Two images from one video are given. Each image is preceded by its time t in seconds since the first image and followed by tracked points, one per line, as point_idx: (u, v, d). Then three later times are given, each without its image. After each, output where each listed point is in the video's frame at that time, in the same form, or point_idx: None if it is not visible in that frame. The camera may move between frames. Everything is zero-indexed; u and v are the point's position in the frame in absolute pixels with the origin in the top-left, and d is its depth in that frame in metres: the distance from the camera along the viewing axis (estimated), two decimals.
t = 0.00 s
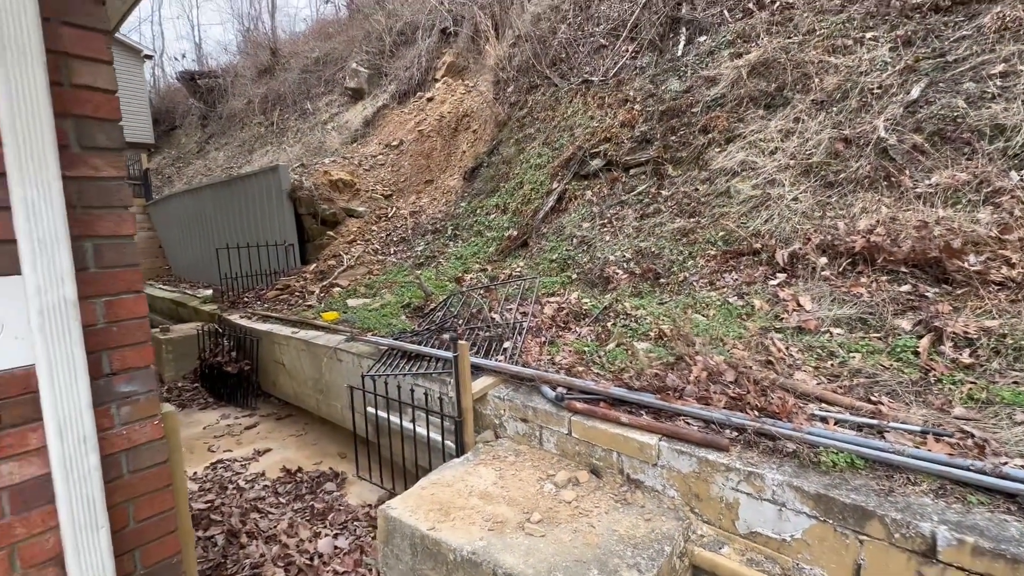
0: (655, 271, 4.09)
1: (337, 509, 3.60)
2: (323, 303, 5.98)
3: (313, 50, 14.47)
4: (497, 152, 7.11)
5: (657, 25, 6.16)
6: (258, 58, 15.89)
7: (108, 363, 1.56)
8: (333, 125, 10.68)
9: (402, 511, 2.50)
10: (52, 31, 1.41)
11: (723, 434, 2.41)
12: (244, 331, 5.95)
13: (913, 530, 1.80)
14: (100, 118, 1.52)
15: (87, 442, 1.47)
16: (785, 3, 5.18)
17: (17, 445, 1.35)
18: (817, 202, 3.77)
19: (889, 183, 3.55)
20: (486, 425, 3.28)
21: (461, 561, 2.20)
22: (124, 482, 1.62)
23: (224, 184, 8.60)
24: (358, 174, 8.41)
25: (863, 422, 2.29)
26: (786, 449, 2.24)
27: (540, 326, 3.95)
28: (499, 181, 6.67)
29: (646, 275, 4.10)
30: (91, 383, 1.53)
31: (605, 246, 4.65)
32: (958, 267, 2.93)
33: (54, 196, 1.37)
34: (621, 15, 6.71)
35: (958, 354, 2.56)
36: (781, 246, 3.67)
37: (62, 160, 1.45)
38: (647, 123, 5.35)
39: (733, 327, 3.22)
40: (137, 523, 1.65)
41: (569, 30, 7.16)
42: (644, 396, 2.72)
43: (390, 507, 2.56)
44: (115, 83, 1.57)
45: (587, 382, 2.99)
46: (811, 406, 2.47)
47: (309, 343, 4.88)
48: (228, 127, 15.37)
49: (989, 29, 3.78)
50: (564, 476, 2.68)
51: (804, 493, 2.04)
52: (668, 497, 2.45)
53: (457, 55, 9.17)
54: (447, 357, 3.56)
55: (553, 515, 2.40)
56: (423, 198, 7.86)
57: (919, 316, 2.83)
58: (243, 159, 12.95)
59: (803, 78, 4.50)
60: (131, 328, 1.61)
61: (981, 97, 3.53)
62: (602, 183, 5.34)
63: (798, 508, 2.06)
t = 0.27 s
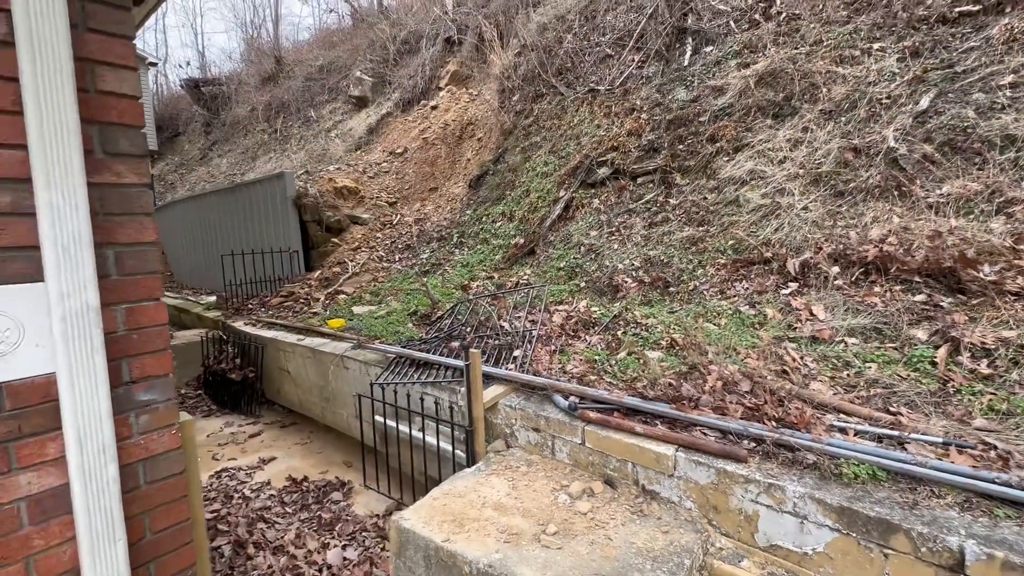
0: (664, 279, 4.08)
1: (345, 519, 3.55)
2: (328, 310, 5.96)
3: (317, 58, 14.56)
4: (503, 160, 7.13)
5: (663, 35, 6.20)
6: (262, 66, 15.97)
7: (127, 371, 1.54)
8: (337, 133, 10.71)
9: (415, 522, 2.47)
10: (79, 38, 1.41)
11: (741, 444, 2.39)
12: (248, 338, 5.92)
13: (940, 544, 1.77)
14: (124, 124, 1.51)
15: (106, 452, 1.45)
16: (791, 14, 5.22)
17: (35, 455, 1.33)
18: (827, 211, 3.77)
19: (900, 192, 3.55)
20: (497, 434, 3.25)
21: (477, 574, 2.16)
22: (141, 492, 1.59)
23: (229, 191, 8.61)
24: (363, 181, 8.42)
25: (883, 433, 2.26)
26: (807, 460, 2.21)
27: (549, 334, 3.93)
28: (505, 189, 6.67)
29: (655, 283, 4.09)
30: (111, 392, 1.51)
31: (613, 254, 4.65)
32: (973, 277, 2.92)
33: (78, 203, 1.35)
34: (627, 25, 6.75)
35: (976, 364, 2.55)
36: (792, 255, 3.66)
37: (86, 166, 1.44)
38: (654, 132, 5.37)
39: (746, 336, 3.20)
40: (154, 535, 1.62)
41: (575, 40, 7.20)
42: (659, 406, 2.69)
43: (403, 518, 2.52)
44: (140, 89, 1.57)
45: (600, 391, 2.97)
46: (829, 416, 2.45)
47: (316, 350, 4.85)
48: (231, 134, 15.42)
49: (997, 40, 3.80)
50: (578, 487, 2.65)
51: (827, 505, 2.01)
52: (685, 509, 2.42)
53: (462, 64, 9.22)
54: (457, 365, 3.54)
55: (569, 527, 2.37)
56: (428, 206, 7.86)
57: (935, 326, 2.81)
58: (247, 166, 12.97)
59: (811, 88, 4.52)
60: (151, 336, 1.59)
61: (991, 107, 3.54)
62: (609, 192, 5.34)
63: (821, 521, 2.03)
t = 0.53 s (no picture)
0: (669, 288, 4.07)
1: (347, 530, 3.50)
2: (329, 317, 5.92)
3: (318, 65, 14.61)
4: (505, 168, 7.14)
5: (665, 45, 6.24)
6: (262, 73, 16.01)
7: (135, 380, 1.51)
8: (338, 140, 10.72)
9: (422, 534, 2.43)
10: (93, 42, 1.40)
11: (752, 454, 2.36)
12: (248, 345, 5.87)
13: (959, 557, 1.75)
14: (136, 128, 1.50)
15: (111, 463, 1.41)
16: (792, 25, 5.26)
17: (40, 466, 1.29)
18: (832, 220, 3.77)
19: (905, 202, 3.56)
20: (502, 444, 3.22)
21: None
22: (147, 504, 1.55)
23: (229, 197, 8.58)
24: (364, 188, 8.41)
25: (896, 444, 2.25)
26: (819, 471, 2.19)
27: (554, 342, 3.91)
28: (507, 196, 6.68)
29: (660, 291, 4.08)
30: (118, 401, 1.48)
31: (616, 262, 4.64)
32: (980, 286, 2.92)
33: (89, 208, 1.33)
34: (628, 35, 6.80)
35: (986, 374, 2.54)
36: (797, 263, 3.66)
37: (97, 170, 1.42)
38: (656, 140, 5.39)
39: (753, 345, 3.19)
40: (158, 548, 1.58)
41: (577, 49, 7.25)
42: (667, 415, 2.67)
43: (409, 529, 2.48)
44: (152, 93, 1.55)
45: (607, 400, 2.94)
46: (840, 426, 2.43)
47: (317, 358, 4.81)
48: (231, 140, 15.42)
49: (998, 52, 3.84)
50: (586, 498, 2.62)
51: (841, 517, 1.98)
52: (696, 520, 2.39)
53: (463, 72, 9.26)
54: (462, 374, 3.51)
55: (578, 539, 2.33)
56: (428, 213, 7.86)
57: (943, 336, 2.81)
58: (246, 172, 12.96)
59: (813, 98, 4.55)
60: (159, 344, 1.57)
61: (994, 118, 3.56)
62: (611, 200, 5.35)
63: (835, 533, 2.00)
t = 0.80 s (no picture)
0: (668, 295, 4.07)
1: (343, 539, 3.47)
2: (326, 323, 5.89)
3: (317, 72, 14.66)
4: (503, 174, 7.16)
5: (663, 54, 6.29)
6: (261, 79, 16.04)
7: (130, 387, 1.49)
8: (336, 146, 10.73)
9: (419, 543, 2.40)
10: (93, 46, 1.39)
11: (752, 463, 2.35)
12: (244, 351, 5.84)
13: (962, 567, 1.73)
14: (134, 133, 1.48)
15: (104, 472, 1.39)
16: (789, 34, 5.31)
17: (31, 476, 1.27)
18: (830, 227, 3.78)
19: (902, 210, 3.58)
20: (500, 452, 3.19)
21: None
22: (140, 514, 1.53)
23: (226, 202, 8.56)
24: (362, 194, 8.41)
25: (897, 453, 2.24)
26: (820, 480, 2.17)
27: (553, 349, 3.89)
28: (505, 203, 6.68)
29: (659, 298, 4.08)
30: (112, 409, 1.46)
31: (615, 269, 4.64)
32: (979, 294, 2.93)
33: (86, 214, 1.32)
34: (626, 43, 6.85)
35: (986, 382, 2.53)
36: (796, 271, 3.66)
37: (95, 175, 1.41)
38: (655, 148, 5.41)
39: (752, 352, 3.18)
40: (152, 559, 1.55)
41: (575, 57, 7.29)
42: (667, 423, 2.65)
43: (407, 539, 2.46)
44: (152, 99, 1.54)
45: (606, 408, 2.93)
46: (840, 435, 2.42)
47: (314, 364, 4.78)
48: (228, 146, 15.42)
49: (993, 62, 3.87)
50: (586, 507, 2.60)
51: (843, 527, 1.97)
52: (696, 530, 2.37)
53: (461, 79, 9.29)
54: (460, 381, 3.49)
55: (578, 549, 2.31)
56: (427, 219, 7.85)
57: (942, 344, 2.81)
58: (244, 178, 12.95)
59: (811, 106, 4.58)
60: (155, 351, 1.55)
61: (990, 127, 3.59)
62: (610, 207, 5.36)
63: (837, 543, 1.98)
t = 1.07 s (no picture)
0: (661, 301, 4.07)
1: (334, 548, 3.44)
2: (320, 329, 5.86)
3: (313, 77, 14.68)
4: (498, 180, 7.17)
5: (656, 61, 6.33)
6: (257, 84, 16.05)
7: (113, 396, 1.48)
8: (332, 151, 10.73)
9: (409, 552, 2.38)
10: (79, 54, 1.39)
11: (743, 471, 2.34)
12: (236, 357, 5.80)
13: None
14: (121, 140, 1.48)
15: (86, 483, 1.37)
16: (780, 42, 5.36)
17: (10, 486, 1.25)
18: (821, 234, 3.80)
19: (893, 217, 3.60)
20: (492, 459, 3.18)
21: None
22: (123, 524, 1.51)
23: (221, 208, 8.54)
24: (357, 199, 8.40)
25: (887, 460, 2.24)
26: (811, 487, 2.17)
27: (546, 356, 3.89)
28: (500, 209, 6.69)
29: (652, 304, 4.08)
30: (95, 418, 1.44)
31: (609, 275, 4.64)
32: (968, 301, 2.95)
33: (70, 221, 1.31)
34: (620, 50, 6.90)
35: (975, 389, 2.54)
36: (787, 277, 3.68)
37: (80, 182, 1.40)
38: (648, 154, 5.43)
39: (744, 359, 3.19)
40: (134, 570, 1.53)
41: (570, 64, 7.33)
42: (659, 430, 2.65)
43: (396, 548, 2.44)
44: (139, 105, 1.54)
45: (598, 415, 2.92)
46: (831, 442, 2.42)
47: (306, 370, 4.75)
48: (224, 151, 15.40)
49: (981, 71, 3.91)
50: (577, 515, 2.59)
51: (833, 535, 1.96)
52: (687, 538, 2.36)
53: (457, 85, 9.32)
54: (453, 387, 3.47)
55: (569, 558, 2.30)
56: (422, 224, 7.85)
57: (932, 350, 2.82)
58: (239, 183, 12.93)
59: (802, 114, 4.62)
60: (140, 358, 1.53)
61: (978, 135, 3.63)
62: (604, 213, 5.37)
63: (827, 551, 1.98)
